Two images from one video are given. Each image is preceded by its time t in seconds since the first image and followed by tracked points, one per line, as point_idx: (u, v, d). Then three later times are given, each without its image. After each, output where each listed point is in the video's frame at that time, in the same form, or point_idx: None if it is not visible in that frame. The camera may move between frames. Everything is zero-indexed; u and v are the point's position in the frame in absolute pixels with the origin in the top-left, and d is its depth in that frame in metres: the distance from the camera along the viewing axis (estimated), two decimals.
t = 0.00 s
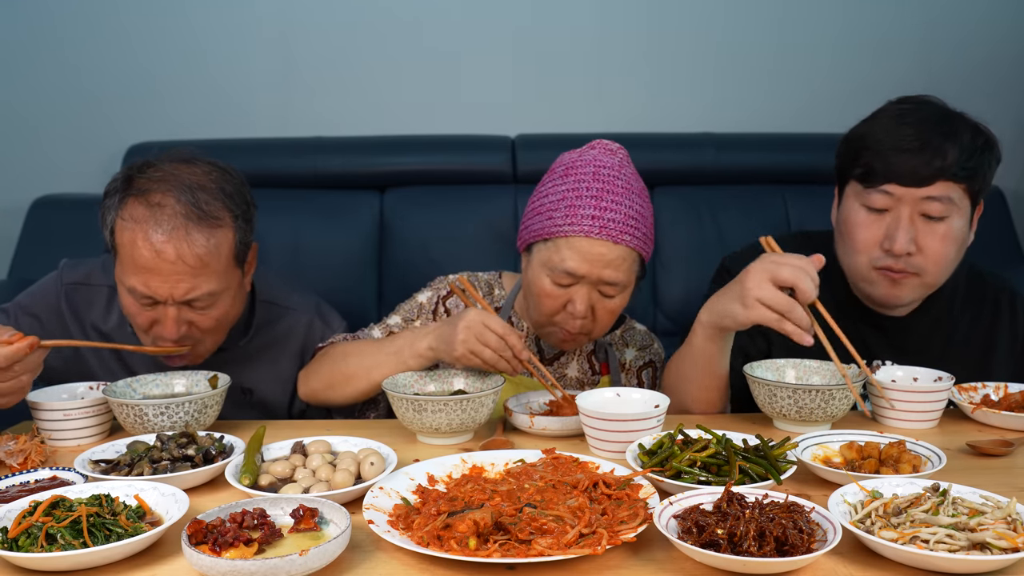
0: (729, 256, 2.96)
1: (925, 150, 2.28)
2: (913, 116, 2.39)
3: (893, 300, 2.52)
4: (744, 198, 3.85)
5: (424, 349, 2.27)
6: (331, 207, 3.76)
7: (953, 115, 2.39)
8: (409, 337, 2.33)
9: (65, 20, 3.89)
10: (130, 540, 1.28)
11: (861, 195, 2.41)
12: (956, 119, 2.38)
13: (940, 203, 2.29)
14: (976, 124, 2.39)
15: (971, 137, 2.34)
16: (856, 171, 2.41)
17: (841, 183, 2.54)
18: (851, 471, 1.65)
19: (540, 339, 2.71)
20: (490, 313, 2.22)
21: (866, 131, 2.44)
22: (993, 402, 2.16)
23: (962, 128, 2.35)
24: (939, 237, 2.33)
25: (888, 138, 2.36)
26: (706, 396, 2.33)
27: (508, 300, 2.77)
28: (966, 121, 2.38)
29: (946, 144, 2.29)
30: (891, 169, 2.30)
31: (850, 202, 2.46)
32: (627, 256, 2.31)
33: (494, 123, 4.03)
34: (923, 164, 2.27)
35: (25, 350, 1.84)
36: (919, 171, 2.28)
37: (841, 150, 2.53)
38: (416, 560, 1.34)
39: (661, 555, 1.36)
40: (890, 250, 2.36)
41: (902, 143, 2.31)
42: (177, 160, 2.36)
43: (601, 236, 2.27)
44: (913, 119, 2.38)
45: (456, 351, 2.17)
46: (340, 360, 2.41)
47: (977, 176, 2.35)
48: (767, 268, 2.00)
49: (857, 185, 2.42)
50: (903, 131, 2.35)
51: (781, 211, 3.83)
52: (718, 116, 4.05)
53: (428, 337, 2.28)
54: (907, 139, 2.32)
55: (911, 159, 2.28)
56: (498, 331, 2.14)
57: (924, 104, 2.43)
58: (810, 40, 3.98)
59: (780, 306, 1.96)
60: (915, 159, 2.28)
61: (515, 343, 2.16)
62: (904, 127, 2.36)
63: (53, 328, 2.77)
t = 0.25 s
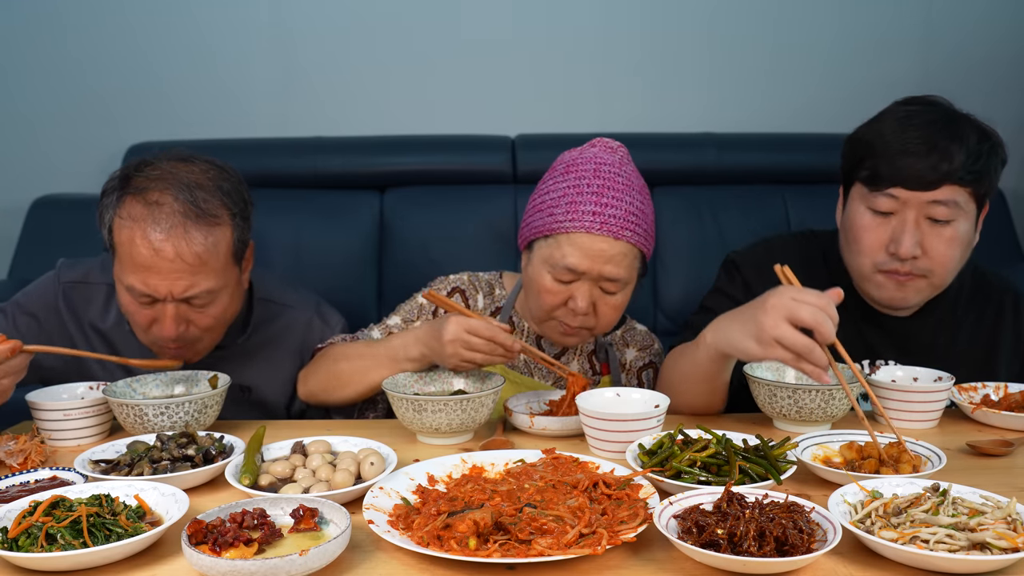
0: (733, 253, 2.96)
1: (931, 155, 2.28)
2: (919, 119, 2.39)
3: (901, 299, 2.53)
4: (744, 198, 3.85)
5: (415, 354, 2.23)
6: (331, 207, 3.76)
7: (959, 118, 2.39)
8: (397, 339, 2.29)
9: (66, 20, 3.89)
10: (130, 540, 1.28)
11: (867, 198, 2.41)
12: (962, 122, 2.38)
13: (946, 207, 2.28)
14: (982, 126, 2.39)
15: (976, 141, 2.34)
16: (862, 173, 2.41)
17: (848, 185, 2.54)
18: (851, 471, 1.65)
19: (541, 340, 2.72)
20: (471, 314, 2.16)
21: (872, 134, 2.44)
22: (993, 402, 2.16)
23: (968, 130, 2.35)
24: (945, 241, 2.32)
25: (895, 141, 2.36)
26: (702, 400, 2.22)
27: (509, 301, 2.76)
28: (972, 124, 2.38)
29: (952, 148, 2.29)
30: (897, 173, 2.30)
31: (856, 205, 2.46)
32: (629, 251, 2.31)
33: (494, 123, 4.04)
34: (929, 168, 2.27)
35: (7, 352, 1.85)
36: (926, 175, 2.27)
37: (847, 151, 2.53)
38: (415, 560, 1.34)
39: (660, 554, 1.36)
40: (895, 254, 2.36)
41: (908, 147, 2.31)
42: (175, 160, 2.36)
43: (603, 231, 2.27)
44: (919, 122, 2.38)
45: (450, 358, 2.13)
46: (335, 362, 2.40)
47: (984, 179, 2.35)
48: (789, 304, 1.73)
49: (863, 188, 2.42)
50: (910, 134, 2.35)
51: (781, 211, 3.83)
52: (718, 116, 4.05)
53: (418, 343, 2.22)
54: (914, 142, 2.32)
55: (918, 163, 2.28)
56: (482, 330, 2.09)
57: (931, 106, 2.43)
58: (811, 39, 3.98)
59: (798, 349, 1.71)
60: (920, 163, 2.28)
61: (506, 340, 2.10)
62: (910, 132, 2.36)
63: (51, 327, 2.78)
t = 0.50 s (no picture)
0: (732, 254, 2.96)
1: (931, 158, 2.28)
2: (919, 122, 2.38)
3: (898, 305, 2.55)
4: (744, 198, 3.85)
5: (406, 347, 2.27)
6: (331, 207, 3.76)
7: (960, 119, 2.38)
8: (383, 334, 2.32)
9: (66, 20, 3.89)
10: (130, 540, 1.28)
11: (867, 202, 2.41)
12: (963, 124, 2.37)
13: (946, 211, 2.27)
14: (983, 128, 2.38)
15: (976, 143, 2.34)
16: (862, 176, 2.41)
17: (848, 187, 2.54)
18: (851, 471, 1.65)
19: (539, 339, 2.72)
20: (450, 300, 2.18)
21: (872, 137, 2.43)
22: (993, 402, 2.16)
23: (969, 133, 2.35)
24: (944, 244, 2.32)
25: (896, 144, 2.36)
26: (701, 406, 2.17)
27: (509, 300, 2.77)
28: (973, 125, 2.37)
29: (953, 152, 2.28)
30: (897, 177, 2.29)
31: (857, 208, 2.46)
32: (624, 243, 2.31)
33: (494, 123, 4.03)
34: (929, 172, 2.26)
35: (17, 347, 1.87)
36: (926, 179, 2.27)
37: (847, 152, 2.53)
38: (415, 560, 1.34)
39: (661, 554, 1.36)
40: (895, 258, 2.36)
41: (908, 151, 2.31)
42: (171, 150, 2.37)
43: (598, 223, 2.28)
44: (920, 125, 2.38)
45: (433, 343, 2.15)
46: (332, 364, 2.41)
47: (985, 182, 2.34)
48: (788, 323, 1.78)
49: (863, 191, 2.42)
50: (910, 137, 2.35)
51: (781, 211, 3.83)
52: (718, 117, 4.05)
53: (407, 336, 2.25)
54: (915, 146, 2.32)
55: (919, 167, 2.27)
56: (463, 313, 2.11)
57: (932, 107, 2.42)
58: (811, 39, 3.97)
59: (800, 367, 1.78)
60: (921, 167, 2.27)
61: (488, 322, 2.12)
62: (910, 135, 2.36)
63: (49, 325, 2.78)
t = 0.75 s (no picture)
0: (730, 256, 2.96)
1: (928, 160, 2.27)
2: (916, 124, 2.39)
3: (897, 305, 2.55)
4: (744, 198, 3.85)
5: (399, 339, 2.25)
6: (331, 207, 3.76)
7: (956, 121, 2.38)
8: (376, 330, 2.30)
9: (67, 19, 3.89)
10: (130, 540, 1.28)
11: (864, 204, 2.41)
12: (958, 126, 2.38)
13: (942, 213, 2.28)
14: (979, 130, 2.39)
15: (972, 144, 2.34)
16: (859, 178, 2.41)
17: (845, 189, 2.54)
18: (851, 471, 1.65)
19: (537, 338, 2.73)
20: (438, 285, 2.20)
21: (869, 139, 2.43)
22: (993, 402, 2.16)
23: (965, 135, 2.35)
24: (941, 246, 2.32)
25: (893, 146, 2.35)
26: (699, 406, 2.16)
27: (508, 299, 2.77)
28: (968, 127, 2.38)
29: (949, 153, 2.28)
30: (894, 179, 2.29)
31: (853, 210, 2.46)
32: (618, 238, 2.31)
33: (494, 123, 4.04)
34: (926, 174, 2.26)
35: (34, 350, 1.86)
36: (922, 181, 2.27)
37: (844, 153, 2.53)
38: (416, 560, 1.34)
39: (661, 555, 1.36)
40: (892, 260, 2.37)
41: (904, 153, 2.31)
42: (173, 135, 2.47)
43: (591, 218, 2.27)
44: (915, 127, 2.38)
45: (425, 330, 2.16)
46: (330, 365, 2.41)
47: (981, 184, 2.34)
48: (774, 317, 1.78)
49: (860, 193, 2.42)
50: (906, 139, 2.35)
51: (781, 211, 3.83)
52: (718, 116, 4.05)
53: (400, 328, 2.23)
54: (911, 148, 2.32)
55: (916, 169, 2.26)
56: (451, 296, 2.14)
57: (926, 108, 2.43)
58: (811, 38, 3.97)
59: (788, 360, 1.78)
60: (917, 168, 2.27)
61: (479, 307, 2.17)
62: (907, 138, 2.36)
63: (51, 319, 2.77)
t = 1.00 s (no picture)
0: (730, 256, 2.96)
1: (924, 161, 2.27)
2: (912, 125, 2.39)
3: (896, 306, 2.56)
4: (744, 198, 3.85)
5: (402, 344, 2.26)
6: (331, 207, 3.76)
7: (953, 122, 2.38)
8: (379, 333, 2.31)
9: (67, 19, 3.89)
10: (130, 540, 1.28)
11: (860, 207, 2.41)
12: (954, 127, 2.38)
13: (939, 215, 2.27)
14: (975, 131, 2.39)
15: (969, 145, 2.33)
16: (856, 180, 2.41)
17: (841, 190, 2.55)
18: (851, 471, 1.65)
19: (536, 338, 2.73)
20: (446, 296, 2.18)
21: (866, 141, 2.44)
22: (993, 402, 2.16)
23: (961, 136, 2.35)
24: (938, 248, 2.32)
25: (889, 148, 2.35)
26: (700, 406, 2.16)
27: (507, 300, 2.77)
28: (964, 128, 2.38)
29: (946, 155, 2.28)
30: (890, 181, 2.29)
31: (849, 213, 2.46)
32: (615, 241, 2.31)
33: (494, 123, 4.04)
34: (921, 175, 2.26)
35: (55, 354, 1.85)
36: (918, 183, 2.26)
37: (841, 155, 2.53)
38: (416, 560, 1.34)
39: (661, 555, 1.36)
40: (889, 262, 2.36)
41: (900, 155, 2.31)
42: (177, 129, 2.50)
43: (588, 222, 2.27)
44: (912, 129, 2.38)
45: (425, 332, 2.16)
46: (331, 365, 2.41)
47: (978, 185, 2.34)
48: (779, 331, 1.77)
49: (856, 195, 2.42)
50: (903, 141, 2.35)
51: (781, 211, 3.83)
52: (718, 116, 4.05)
53: (403, 333, 2.24)
54: (908, 150, 2.31)
55: (912, 171, 2.27)
56: (459, 309, 2.11)
57: (923, 109, 2.42)
58: (811, 38, 3.98)
59: (797, 373, 1.78)
60: (913, 169, 2.27)
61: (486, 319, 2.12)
62: (903, 139, 2.36)
63: (54, 314, 2.76)
